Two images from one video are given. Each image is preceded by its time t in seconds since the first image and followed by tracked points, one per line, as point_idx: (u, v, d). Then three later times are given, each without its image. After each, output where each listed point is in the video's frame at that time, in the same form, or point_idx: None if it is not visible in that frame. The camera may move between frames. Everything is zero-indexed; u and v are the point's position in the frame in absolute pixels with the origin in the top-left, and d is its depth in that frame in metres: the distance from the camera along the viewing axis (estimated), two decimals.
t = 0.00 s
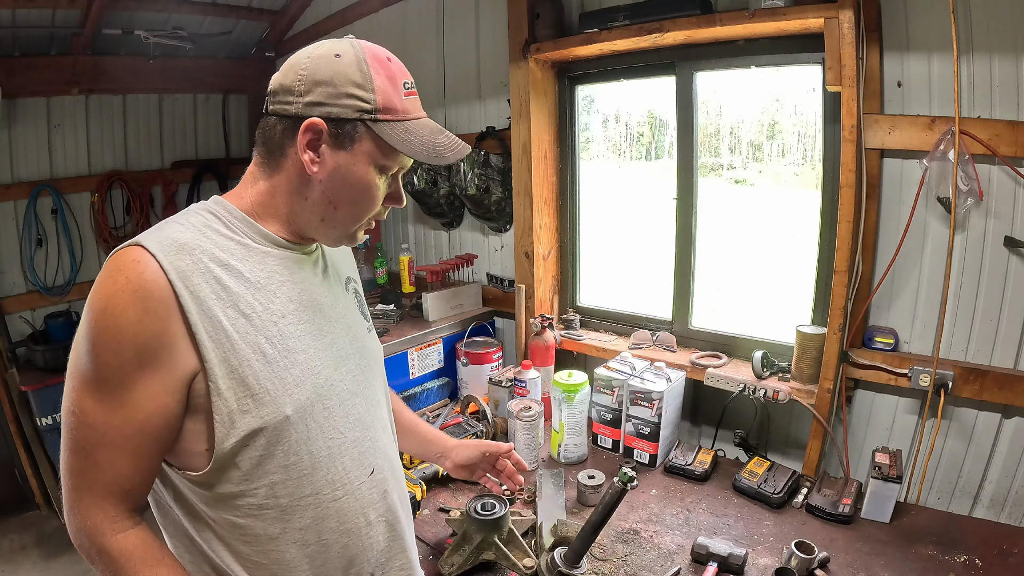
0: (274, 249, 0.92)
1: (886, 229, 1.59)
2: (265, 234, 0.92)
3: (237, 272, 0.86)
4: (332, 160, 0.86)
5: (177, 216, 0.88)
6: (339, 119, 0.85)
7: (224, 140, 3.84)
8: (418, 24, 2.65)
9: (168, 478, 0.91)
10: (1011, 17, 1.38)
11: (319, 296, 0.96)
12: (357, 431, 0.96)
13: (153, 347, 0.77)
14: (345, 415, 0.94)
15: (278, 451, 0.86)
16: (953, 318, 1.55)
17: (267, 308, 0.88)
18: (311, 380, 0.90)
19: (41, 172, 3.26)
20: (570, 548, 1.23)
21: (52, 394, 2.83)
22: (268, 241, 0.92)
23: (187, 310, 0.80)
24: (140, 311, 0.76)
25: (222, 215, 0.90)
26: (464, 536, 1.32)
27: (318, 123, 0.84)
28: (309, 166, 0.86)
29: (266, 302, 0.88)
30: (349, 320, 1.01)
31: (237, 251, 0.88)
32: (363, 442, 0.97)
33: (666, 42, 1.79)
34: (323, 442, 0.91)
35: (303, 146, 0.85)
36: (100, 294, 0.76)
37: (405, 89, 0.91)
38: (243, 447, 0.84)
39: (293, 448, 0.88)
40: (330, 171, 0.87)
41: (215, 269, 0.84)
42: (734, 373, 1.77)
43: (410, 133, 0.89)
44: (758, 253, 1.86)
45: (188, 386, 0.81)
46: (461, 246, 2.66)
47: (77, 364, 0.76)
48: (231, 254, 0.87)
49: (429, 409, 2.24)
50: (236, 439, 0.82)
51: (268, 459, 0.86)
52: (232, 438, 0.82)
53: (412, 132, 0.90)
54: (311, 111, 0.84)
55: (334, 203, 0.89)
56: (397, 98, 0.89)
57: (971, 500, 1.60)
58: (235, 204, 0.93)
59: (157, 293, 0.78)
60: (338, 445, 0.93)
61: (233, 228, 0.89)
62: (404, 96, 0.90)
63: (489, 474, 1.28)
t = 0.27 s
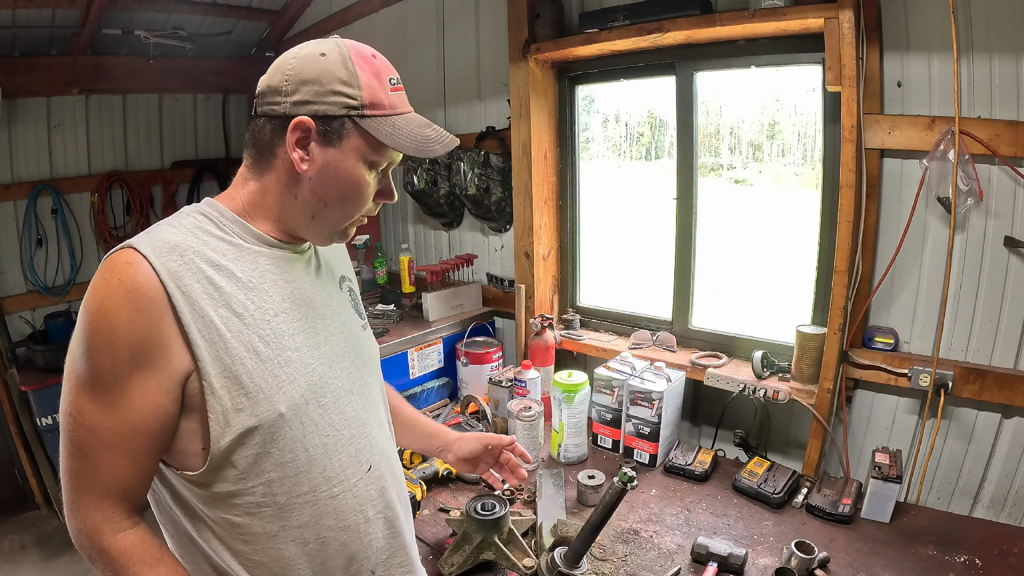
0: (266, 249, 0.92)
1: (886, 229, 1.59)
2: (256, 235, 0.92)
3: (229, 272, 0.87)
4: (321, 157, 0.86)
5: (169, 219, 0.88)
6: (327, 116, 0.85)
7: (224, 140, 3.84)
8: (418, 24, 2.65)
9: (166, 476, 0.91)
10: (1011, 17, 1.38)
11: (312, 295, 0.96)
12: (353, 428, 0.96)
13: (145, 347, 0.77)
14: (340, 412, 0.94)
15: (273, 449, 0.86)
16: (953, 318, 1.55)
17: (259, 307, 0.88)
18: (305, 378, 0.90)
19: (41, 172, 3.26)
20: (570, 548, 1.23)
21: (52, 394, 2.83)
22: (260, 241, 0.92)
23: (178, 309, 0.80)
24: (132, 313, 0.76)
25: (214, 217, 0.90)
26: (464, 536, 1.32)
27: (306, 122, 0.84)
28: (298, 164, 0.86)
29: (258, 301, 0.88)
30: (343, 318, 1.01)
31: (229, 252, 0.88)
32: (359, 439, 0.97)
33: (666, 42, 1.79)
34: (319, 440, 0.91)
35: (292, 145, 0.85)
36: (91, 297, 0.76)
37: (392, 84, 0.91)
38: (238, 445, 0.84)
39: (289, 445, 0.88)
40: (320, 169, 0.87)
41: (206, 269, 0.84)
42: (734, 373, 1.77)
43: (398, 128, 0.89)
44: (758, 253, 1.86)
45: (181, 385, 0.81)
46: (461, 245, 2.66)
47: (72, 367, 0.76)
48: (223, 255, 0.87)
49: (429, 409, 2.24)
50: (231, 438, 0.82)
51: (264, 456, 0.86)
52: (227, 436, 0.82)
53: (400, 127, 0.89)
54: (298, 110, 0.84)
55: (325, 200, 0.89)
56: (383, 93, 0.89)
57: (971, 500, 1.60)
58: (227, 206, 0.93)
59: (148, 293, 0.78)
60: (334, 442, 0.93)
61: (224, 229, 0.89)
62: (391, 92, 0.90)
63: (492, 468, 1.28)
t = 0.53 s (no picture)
0: (264, 247, 0.92)
1: (886, 229, 1.59)
2: (254, 234, 0.92)
3: (227, 270, 0.87)
4: (297, 136, 0.85)
5: (168, 217, 0.88)
6: (300, 95, 0.84)
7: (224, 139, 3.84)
8: (418, 23, 2.65)
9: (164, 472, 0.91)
10: (1011, 17, 1.38)
11: (309, 293, 0.96)
12: (348, 425, 0.96)
13: (143, 343, 0.77)
14: (335, 410, 0.94)
15: (268, 444, 0.86)
16: (953, 318, 1.55)
17: (256, 305, 0.88)
18: (301, 375, 0.90)
19: (40, 172, 3.26)
20: (570, 548, 1.23)
21: (52, 394, 2.83)
22: (258, 241, 0.92)
23: (175, 306, 0.80)
24: (131, 309, 0.76)
25: (212, 216, 0.90)
26: (464, 536, 1.32)
27: (281, 103, 0.85)
28: (276, 145, 0.86)
29: (255, 299, 0.88)
30: (340, 317, 1.01)
31: (227, 250, 0.88)
32: (355, 437, 0.97)
33: (666, 42, 1.79)
34: (314, 436, 0.91)
35: (269, 127, 0.86)
36: (91, 293, 0.76)
37: (370, 65, 0.89)
38: (233, 440, 0.84)
39: (283, 441, 0.87)
40: (295, 148, 0.86)
41: (204, 267, 0.84)
42: (734, 373, 1.77)
43: (371, 103, 0.86)
44: (758, 253, 1.86)
45: (178, 380, 0.81)
46: (461, 245, 2.66)
47: (72, 362, 0.77)
48: (220, 253, 0.87)
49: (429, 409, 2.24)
50: (227, 433, 0.83)
51: (259, 452, 0.86)
52: (222, 431, 0.83)
53: (374, 102, 0.86)
54: (275, 94, 0.85)
55: (303, 180, 0.87)
56: (358, 72, 0.87)
57: (971, 500, 1.60)
58: (225, 205, 0.93)
59: (146, 290, 0.78)
60: (329, 439, 0.93)
61: (222, 227, 0.89)
62: (367, 71, 0.88)
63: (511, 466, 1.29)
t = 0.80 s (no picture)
0: (265, 245, 0.93)
1: (887, 230, 1.59)
2: (256, 233, 0.92)
3: (225, 268, 0.87)
4: (264, 121, 0.89)
5: (174, 215, 0.89)
6: (269, 86, 0.89)
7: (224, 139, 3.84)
8: (417, 23, 2.65)
9: (161, 461, 0.91)
10: (1012, 17, 1.38)
11: (306, 293, 0.96)
12: (341, 425, 0.96)
13: (138, 336, 0.77)
14: (327, 410, 0.94)
15: (257, 441, 0.86)
16: (953, 318, 1.55)
17: (252, 302, 0.88)
18: (293, 374, 0.90)
19: (40, 172, 3.26)
20: (570, 548, 1.23)
21: (52, 394, 2.82)
22: (260, 240, 0.92)
23: (170, 302, 0.80)
24: (130, 302, 0.77)
25: (216, 214, 0.90)
26: (465, 536, 1.33)
27: (258, 98, 0.91)
28: (252, 136, 0.90)
29: (251, 296, 0.88)
30: (338, 317, 1.01)
31: (227, 247, 0.88)
32: (347, 437, 0.96)
33: (666, 42, 1.79)
34: (304, 435, 0.90)
35: (250, 121, 0.91)
36: (92, 284, 0.77)
37: (335, 46, 0.90)
38: (223, 434, 0.84)
39: (272, 438, 0.87)
40: (262, 132, 0.88)
41: (202, 264, 0.85)
42: (734, 373, 1.77)
43: (321, 75, 0.86)
44: (758, 254, 1.86)
45: (174, 372, 0.81)
46: (461, 245, 2.66)
47: (72, 351, 0.78)
48: (220, 250, 0.88)
49: (430, 409, 2.24)
50: (216, 426, 0.83)
51: (248, 447, 0.86)
52: (211, 424, 0.83)
53: (324, 74, 0.86)
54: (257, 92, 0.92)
55: (267, 160, 0.88)
56: (318, 52, 0.88)
57: (971, 500, 1.60)
58: (229, 203, 0.94)
59: (143, 285, 0.79)
60: (319, 438, 0.92)
61: (225, 226, 0.90)
62: (328, 50, 0.89)
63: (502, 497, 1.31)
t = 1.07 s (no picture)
0: (266, 246, 0.93)
1: (887, 230, 1.59)
2: (258, 234, 0.92)
3: (224, 268, 0.87)
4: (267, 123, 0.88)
5: (178, 214, 0.89)
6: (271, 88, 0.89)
7: (224, 139, 3.84)
8: (417, 23, 2.65)
9: (160, 456, 0.91)
10: (1012, 18, 1.38)
11: (306, 294, 0.96)
12: (336, 426, 0.95)
13: (135, 335, 0.78)
14: (323, 411, 0.94)
15: (251, 440, 0.86)
16: (953, 318, 1.55)
17: (250, 303, 0.88)
18: (288, 375, 0.90)
19: (40, 172, 3.26)
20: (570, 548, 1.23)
21: (52, 394, 2.82)
22: (262, 241, 0.92)
23: (167, 302, 0.80)
24: (128, 301, 0.77)
25: (219, 214, 0.90)
26: (465, 536, 1.32)
27: (259, 100, 0.90)
28: (256, 137, 0.90)
29: (249, 297, 0.88)
30: (339, 318, 1.00)
31: (228, 248, 0.88)
32: (343, 438, 0.96)
33: (666, 42, 1.79)
34: (298, 436, 0.90)
35: (253, 123, 0.91)
36: (93, 282, 0.78)
37: (337, 46, 0.90)
38: (217, 432, 0.84)
39: (265, 438, 0.87)
40: (266, 134, 0.88)
41: (202, 265, 0.85)
42: (734, 373, 1.77)
43: (324, 75, 0.86)
44: (758, 253, 1.86)
45: (170, 371, 0.81)
46: (461, 245, 2.66)
47: (73, 347, 0.78)
48: (221, 250, 0.88)
49: (430, 409, 2.24)
50: (210, 424, 0.83)
51: (242, 446, 0.86)
52: (205, 422, 0.83)
53: (328, 74, 0.86)
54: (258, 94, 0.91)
55: (272, 162, 0.88)
56: (320, 53, 0.88)
57: (971, 500, 1.60)
58: (233, 204, 0.94)
59: (142, 284, 0.79)
60: (313, 439, 0.92)
61: (227, 227, 0.90)
62: (331, 51, 0.89)
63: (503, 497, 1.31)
